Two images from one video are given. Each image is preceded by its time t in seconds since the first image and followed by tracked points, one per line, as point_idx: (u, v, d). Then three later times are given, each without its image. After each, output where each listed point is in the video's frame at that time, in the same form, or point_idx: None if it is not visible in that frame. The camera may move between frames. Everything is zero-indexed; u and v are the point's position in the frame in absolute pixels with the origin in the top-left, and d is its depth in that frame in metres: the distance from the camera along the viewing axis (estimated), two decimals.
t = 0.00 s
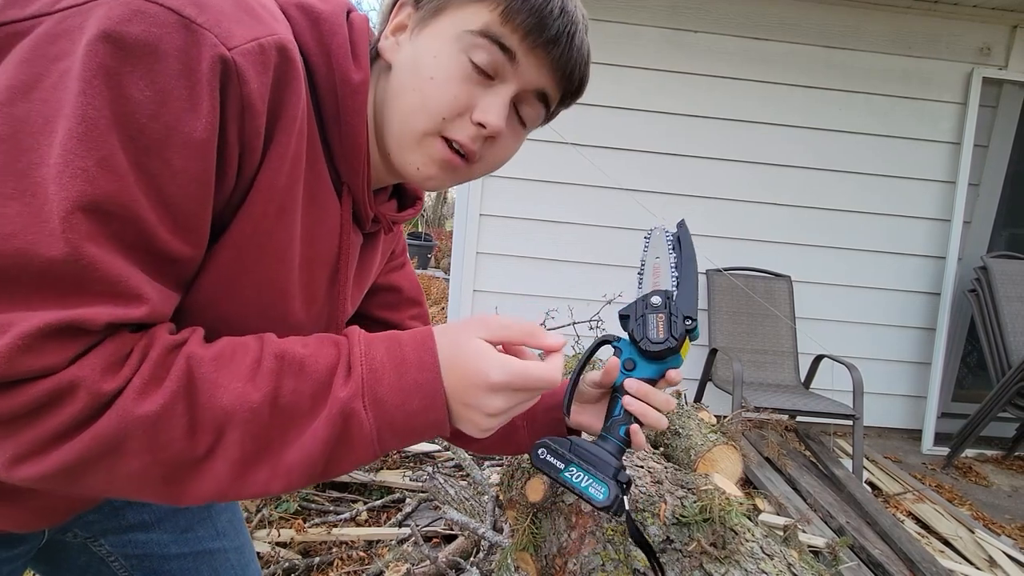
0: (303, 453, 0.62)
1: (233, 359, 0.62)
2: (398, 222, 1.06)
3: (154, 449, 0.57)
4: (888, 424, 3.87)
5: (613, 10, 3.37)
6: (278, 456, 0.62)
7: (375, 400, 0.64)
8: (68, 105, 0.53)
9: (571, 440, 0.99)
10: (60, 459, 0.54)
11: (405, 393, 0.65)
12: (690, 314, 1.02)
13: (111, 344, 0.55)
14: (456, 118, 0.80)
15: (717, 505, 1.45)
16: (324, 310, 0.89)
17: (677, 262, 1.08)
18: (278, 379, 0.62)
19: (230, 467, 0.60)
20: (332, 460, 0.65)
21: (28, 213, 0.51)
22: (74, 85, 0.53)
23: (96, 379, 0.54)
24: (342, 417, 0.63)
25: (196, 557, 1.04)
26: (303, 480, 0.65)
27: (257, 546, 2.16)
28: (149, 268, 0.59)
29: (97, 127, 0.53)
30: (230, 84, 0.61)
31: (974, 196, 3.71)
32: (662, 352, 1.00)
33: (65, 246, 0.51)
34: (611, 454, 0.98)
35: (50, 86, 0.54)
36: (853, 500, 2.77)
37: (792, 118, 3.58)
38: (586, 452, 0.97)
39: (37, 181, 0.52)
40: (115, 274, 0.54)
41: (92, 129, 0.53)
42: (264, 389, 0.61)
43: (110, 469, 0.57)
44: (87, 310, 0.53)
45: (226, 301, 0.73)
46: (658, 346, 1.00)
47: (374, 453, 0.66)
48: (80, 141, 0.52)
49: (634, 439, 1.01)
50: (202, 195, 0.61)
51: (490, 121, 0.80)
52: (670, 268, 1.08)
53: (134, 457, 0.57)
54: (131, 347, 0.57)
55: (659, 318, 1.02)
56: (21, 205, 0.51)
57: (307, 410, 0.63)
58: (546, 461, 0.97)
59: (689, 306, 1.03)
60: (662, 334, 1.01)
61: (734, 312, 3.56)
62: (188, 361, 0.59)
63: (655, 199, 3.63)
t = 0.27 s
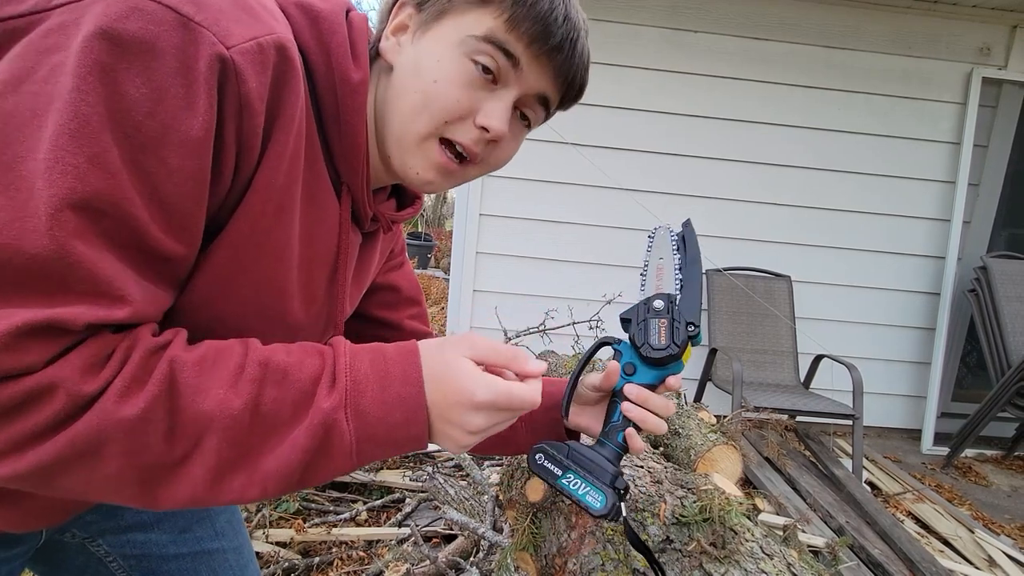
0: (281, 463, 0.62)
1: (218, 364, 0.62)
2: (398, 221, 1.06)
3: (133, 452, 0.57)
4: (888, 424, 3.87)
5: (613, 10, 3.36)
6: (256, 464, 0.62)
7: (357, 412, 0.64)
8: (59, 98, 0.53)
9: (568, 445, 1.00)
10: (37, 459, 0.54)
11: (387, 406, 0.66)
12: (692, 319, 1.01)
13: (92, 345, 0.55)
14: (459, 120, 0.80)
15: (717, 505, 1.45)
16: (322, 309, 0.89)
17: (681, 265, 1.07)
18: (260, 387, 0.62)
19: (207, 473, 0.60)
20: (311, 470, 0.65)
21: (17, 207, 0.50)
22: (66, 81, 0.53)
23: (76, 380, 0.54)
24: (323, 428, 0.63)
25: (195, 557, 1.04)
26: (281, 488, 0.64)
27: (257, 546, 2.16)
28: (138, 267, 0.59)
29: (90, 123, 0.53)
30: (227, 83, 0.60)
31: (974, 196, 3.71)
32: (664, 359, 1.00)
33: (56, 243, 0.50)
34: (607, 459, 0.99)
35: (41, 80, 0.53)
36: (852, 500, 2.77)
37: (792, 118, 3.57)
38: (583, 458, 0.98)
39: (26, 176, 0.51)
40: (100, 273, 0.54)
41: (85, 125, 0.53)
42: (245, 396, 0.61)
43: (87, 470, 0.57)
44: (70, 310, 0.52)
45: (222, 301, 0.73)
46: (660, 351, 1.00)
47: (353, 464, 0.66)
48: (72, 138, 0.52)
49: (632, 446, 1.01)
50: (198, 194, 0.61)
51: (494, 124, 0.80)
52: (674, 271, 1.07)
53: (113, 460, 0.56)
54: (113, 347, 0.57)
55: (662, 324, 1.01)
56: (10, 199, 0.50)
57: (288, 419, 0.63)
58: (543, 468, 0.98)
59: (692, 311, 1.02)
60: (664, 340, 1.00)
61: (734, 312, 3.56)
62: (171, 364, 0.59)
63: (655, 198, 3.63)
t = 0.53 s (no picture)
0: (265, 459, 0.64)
1: (212, 365, 0.63)
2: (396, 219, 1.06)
3: (131, 447, 0.58)
4: (888, 424, 3.87)
5: (613, 10, 3.36)
6: (242, 460, 0.63)
7: (339, 415, 0.66)
8: (60, 98, 0.52)
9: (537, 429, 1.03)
10: (39, 454, 0.55)
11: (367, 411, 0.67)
12: (687, 335, 0.99)
13: (95, 347, 0.55)
14: (457, 116, 0.80)
15: (716, 504, 1.45)
16: (320, 307, 0.89)
17: (693, 280, 1.05)
18: (251, 389, 0.63)
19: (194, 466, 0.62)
20: (293, 464, 0.66)
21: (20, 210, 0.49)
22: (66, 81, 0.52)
23: (81, 381, 0.54)
24: (307, 431, 0.64)
25: (192, 557, 1.04)
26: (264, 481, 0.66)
27: (257, 546, 2.16)
28: (139, 266, 0.59)
29: (91, 125, 0.53)
30: (227, 85, 0.61)
31: (973, 196, 3.71)
32: (648, 368, 1.00)
33: (61, 247, 0.51)
34: (570, 449, 1.01)
35: (33, 76, 0.52)
36: (852, 500, 2.77)
37: (791, 118, 3.58)
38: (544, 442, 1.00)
39: (27, 179, 0.50)
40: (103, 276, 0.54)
41: (87, 127, 0.52)
42: (237, 397, 0.62)
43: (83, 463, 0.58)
44: (74, 313, 0.52)
45: (218, 299, 0.73)
46: (646, 360, 1.00)
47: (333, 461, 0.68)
48: (73, 141, 0.52)
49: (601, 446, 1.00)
50: (198, 195, 0.61)
51: (492, 120, 0.80)
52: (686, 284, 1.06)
53: (110, 454, 0.58)
54: (116, 348, 0.57)
55: (654, 333, 1.01)
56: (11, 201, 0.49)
57: (275, 419, 0.64)
58: (508, 442, 1.02)
59: (690, 328, 1.00)
60: (651, 350, 1.00)
61: (734, 312, 3.57)
62: (170, 368, 0.60)
63: (655, 199, 3.63)
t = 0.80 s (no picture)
0: (273, 457, 0.63)
1: (218, 364, 0.62)
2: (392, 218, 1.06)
3: (137, 446, 0.58)
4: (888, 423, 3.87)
5: (612, 10, 3.36)
6: (251, 458, 0.63)
7: (346, 411, 0.65)
8: (64, 96, 0.51)
9: (552, 440, 1.02)
10: (44, 453, 0.54)
11: (373, 408, 0.66)
12: (689, 327, 1.00)
13: (101, 346, 0.55)
14: (453, 115, 0.80)
15: (716, 504, 1.44)
16: (320, 307, 0.89)
17: (685, 266, 1.03)
18: (257, 388, 0.63)
19: (202, 466, 0.61)
20: (300, 463, 0.66)
21: (23, 207, 0.49)
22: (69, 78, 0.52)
23: (87, 380, 0.54)
24: (315, 429, 0.64)
25: (188, 556, 1.03)
26: (271, 479, 0.66)
27: (256, 546, 2.15)
28: (144, 264, 0.59)
29: (96, 123, 0.52)
30: (228, 82, 0.60)
31: (973, 196, 3.70)
32: (655, 366, 1.02)
33: (66, 244, 0.50)
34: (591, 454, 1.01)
35: (39, 74, 0.52)
36: (852, 500, 2.77)
37: (791, 118, 3.57)
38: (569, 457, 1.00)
39: (30, 175, 0.50)
40: (107, 275, 0.54)
41: (91, 124, 0.52)
42: (244, 395, 0.62)
43: (91, 463, 0.57)
44: (80, 311, 0.52)
45: (218, 299, 0.72)
46: (653, 359, 1.01)
47: (339, 459, 0.68)
48: (77, 138, 0.51)
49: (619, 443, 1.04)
50: (202, 193, 0.61)
51: (488, 119, 0.80)
52: (677, 271, 1.04)
53: (117, 454, 0.57)
54: (122, 347, 0.56)
55: (656, 331, 1.01)
56: (14, 198, 0.49)
57: (282, 416, 0.64)
58: (528, 461, 1.01)
59: (690, 319, 1.01)
60: (656, 349, 1.01)
61: (734, 312, 3.56)
62: (176, 367, 0.59)
63: (655, 198, 3.63)
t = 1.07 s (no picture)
0: (268, 460, 0.63)
1: (212, 365, 0.62)
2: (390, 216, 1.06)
3: (128, 448, 0.57)
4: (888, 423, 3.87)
5: (612, 10, 3.36)
6: (245, 460, 0.63)
7: (341, 413, 0.65)
8: (57, 93, 0.51)
9: (561, 442, 1.07)
10: (34, 455, 0.54)
11: (369, 411, 0.67)
12: (682, 318, 1.00)
13: (91, 346, 0.55)
14: (455, 111, 0.80)
15: (716, 505, 1.44)
16: (318, 305, 0.88)
17: (670, 252, 1.01)
18: (251, 389, 0.63)
19: (196, 467, 0.61)
20: (295, 466, 0.66)
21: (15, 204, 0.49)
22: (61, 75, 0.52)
23: (77, 380, 0.54)
24: (310, 431, 0.64)
25: (187, 557, 1.03)
26: (266, 481, 0.65)
27: (256, 546, 2.16)
28: (137, 264, 0.59)
29: (89, 119, 0.52)
30: (224, 79, 0.60)
31: (973, 195, 3.70)
32: (653, 362, 1.02)
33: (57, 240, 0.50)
34: (602, 452, 1.05)
35: (33, 72, 0.52)
36: (852, 500, 2.77)
37: (791, 118, 3.57)
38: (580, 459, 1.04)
39: (22, 172, 0.50)
40: (100, 273, 0.54)
41: (84, 120, 0.52)
42: (238, 397, 0.62)
43: (82, 465, 0.57)
44: (70, 310, 0.52)
45: (215, 297, 0.72)
46: (651, 355, 1.02)
47: (335, 461, 0.68)
48: (70, 136, 0.51)
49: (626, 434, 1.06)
50: (197, 190, 0.61)
51: (490, 115, 0.80)
52: (663, 260, 1.02)
53: (110, 455, 0.57)
54: (113, 347, 0.56)
55: (651, 327, 1.01)
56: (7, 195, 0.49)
57: (277, 418, 0.64)
58: (542, 469, 1.06)
59: (682, 310, 1.01)
60: (653, 346, 1.02)
61: (734, 312, 3.56)
62: (169, 367, 0.59)
63: (655, 199, 3.63)
